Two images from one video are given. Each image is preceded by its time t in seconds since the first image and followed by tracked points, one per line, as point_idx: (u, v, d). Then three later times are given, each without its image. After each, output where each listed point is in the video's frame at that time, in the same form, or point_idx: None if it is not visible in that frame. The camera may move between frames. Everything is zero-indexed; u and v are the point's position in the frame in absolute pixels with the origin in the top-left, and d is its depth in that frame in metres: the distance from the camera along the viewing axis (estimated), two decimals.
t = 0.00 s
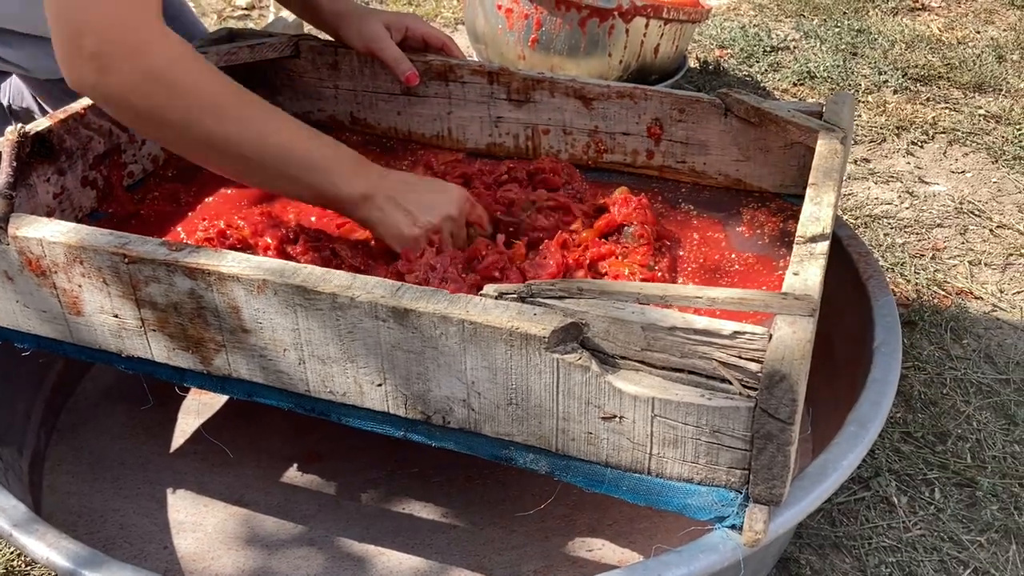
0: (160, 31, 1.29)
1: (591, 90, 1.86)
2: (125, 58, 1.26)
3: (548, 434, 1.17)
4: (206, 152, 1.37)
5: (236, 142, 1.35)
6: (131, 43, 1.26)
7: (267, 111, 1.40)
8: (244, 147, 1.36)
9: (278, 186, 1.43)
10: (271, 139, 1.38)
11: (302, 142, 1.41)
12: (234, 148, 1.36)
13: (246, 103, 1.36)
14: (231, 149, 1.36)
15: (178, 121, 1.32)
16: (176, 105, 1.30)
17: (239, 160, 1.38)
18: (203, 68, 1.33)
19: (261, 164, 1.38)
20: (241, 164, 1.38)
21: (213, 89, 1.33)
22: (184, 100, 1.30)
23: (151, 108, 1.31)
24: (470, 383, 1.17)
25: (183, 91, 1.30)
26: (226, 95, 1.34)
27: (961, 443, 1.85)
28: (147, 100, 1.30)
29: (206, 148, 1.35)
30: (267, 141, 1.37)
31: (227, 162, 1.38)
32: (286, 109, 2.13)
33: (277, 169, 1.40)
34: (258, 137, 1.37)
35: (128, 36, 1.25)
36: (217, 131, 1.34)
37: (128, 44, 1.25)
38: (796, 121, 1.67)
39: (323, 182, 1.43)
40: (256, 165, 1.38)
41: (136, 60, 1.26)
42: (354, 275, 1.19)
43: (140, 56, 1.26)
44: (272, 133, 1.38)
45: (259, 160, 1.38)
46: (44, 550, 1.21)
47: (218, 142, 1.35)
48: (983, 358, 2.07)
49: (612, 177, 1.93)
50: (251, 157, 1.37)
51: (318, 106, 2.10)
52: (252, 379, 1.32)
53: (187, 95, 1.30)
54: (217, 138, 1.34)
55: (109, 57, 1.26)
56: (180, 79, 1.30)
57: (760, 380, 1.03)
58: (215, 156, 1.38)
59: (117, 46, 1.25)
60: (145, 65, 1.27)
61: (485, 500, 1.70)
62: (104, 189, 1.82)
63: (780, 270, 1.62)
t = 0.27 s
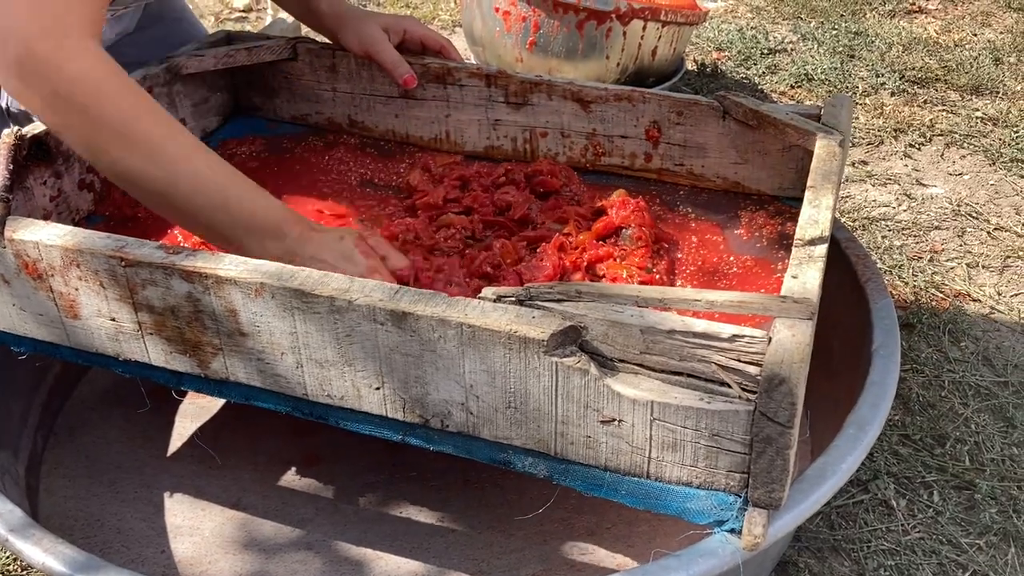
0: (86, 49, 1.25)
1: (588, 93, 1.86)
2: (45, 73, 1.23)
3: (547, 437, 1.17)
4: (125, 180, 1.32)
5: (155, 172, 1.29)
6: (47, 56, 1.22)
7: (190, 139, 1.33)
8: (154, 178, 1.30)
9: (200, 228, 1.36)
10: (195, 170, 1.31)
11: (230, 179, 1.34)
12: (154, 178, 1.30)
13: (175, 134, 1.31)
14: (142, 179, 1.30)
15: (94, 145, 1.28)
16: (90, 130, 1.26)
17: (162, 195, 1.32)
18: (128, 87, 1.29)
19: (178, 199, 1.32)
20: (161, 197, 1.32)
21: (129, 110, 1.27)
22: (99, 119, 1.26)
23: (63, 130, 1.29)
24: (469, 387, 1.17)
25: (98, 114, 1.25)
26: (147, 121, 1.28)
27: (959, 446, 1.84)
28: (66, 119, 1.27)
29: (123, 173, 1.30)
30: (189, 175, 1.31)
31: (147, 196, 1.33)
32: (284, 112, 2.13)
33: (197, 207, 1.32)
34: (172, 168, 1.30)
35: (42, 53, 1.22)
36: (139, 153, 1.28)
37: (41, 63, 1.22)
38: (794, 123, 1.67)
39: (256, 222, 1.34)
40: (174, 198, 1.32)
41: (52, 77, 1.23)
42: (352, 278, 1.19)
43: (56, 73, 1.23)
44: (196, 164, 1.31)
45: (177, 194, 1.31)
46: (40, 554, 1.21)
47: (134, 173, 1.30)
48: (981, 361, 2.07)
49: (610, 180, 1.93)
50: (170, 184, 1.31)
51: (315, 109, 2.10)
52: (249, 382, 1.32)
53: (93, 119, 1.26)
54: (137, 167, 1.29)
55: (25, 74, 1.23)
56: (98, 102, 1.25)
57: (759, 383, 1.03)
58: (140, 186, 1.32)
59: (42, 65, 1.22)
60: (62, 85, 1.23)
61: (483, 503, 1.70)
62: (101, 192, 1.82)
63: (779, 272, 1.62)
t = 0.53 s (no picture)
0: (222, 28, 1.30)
1: (588, 94, 1.86)
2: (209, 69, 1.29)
3: (547, 437, 1.17)
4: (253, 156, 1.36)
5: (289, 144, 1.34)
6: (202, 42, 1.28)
7: (326, 119, 1.39)
8: (335, 156, 1.37)
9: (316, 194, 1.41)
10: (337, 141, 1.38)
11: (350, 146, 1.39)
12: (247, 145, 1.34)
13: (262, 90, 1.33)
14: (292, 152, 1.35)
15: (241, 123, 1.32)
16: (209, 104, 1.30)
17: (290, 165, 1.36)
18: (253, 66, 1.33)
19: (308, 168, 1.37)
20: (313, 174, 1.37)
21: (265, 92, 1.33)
22: (196, 86, 1.29)
23: (260, 115, 1.32)
24: (469, 386, 1.16)
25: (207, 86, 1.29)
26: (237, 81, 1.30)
27: (959, 447, 1.84)
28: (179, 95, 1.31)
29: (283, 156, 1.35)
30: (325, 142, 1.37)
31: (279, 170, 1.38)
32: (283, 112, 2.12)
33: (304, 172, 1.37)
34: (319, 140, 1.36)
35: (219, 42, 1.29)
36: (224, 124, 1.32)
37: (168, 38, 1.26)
38: (794, 124, 1.67)
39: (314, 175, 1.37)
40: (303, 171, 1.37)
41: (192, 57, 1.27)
42: (352, 277, 1.19)
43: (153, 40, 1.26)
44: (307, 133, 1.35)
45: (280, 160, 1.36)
46: (38, 554, 1.20)
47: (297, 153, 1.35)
48: (981, 363, 2.06)
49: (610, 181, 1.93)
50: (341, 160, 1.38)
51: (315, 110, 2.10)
52: (249, 382, 1.31)
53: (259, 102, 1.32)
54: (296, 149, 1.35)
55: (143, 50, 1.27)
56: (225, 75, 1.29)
57: (761, 382, 1.02)
58: (237, 151, 1.36)
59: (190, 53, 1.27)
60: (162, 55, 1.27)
61: (483, 504, 1.69)
62: (100, 192, 1.81)
63: (780, 273, 1.62)
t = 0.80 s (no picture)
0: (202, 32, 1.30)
1: (588, 96, 1.86)
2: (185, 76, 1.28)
3: (546, 440, 1.16)
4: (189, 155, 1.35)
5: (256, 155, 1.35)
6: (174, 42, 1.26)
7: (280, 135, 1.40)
8: (295, 172, 1.38)
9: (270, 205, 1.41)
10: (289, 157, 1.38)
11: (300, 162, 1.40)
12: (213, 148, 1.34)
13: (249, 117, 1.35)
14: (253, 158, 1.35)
15: (211, 126, 1.31)
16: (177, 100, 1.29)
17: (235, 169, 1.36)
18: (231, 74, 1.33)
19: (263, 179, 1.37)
20: (271, 185, 1.38)
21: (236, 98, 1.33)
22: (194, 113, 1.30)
23: (229, 122, 1.32)
24: (468, 389, 1.16)
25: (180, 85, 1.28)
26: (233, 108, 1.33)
27: (958, 450, 1.84)
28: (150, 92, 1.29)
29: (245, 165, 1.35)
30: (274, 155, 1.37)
31: (230, 171, 1.37)
32: (282, 113, 2.12)
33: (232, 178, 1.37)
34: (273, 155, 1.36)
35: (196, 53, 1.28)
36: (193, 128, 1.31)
37: (147, 35, 1.24)
38: (793, 126, 1.67)
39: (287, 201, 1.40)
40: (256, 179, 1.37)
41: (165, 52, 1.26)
42: (351, 280, 1.18)
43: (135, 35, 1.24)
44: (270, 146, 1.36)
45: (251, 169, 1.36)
46: (35, 557, 1.20)
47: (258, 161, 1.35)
48: (980, 365, 2.06)
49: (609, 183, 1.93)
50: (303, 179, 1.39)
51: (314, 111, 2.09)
52: (247, 384, 1.31)
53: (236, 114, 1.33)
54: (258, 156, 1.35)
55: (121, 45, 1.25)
56: (199, 81, 1.29)
57: (760, 386, 1.02)
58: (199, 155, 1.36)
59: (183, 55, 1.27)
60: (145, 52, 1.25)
61: (481, 506, 1.69)
62: (98, 193, 1.81)
63: (779, 276, 1.61)
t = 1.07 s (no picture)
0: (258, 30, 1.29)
1: (589, 99, 1.86)
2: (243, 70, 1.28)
3: (546, 443, 1.16)
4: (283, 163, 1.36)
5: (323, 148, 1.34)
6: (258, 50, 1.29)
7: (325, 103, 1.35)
8: (325, 141, 1.33)
9: (314, 186, 1.39)
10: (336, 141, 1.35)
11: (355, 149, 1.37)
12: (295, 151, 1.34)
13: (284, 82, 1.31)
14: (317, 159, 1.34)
15: (280, 128, 1.32)
16: (235, 97, 1.29)
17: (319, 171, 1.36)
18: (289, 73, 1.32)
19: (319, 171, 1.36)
20: (313, 166, 1.35)
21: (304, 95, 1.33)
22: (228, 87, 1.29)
23: (280, 108, 1.31)
24: (468, 393, 1.16)
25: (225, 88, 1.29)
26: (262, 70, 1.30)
27: (959, 454, 1.84)
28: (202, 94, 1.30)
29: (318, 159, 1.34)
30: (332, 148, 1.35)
31: (274, 156, 1.36)
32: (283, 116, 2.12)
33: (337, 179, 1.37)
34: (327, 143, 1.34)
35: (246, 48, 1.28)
36: (220, 112, 1.31)
37: (180, 29, 1.24)
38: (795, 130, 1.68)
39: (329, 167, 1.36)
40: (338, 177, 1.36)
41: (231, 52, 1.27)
42: (352, 282, 1.18)
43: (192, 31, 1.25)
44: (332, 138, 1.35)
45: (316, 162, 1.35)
46: (34, 560, 1.19)
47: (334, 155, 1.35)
48: (981, 369, 2.06)
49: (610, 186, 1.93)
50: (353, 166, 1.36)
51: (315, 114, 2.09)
52: (247, 387, 1.31)
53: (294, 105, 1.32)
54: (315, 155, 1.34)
55: (156, 39, 1.26)
56: (227, 60, 1.27)
57: (761, 390, 1.02)
58: (232, 135, 1.35)
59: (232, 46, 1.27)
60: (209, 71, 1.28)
61: (482, 510, 1.69)
62: (98, 195, 1.81)
63: (780, 280, 1.61)
